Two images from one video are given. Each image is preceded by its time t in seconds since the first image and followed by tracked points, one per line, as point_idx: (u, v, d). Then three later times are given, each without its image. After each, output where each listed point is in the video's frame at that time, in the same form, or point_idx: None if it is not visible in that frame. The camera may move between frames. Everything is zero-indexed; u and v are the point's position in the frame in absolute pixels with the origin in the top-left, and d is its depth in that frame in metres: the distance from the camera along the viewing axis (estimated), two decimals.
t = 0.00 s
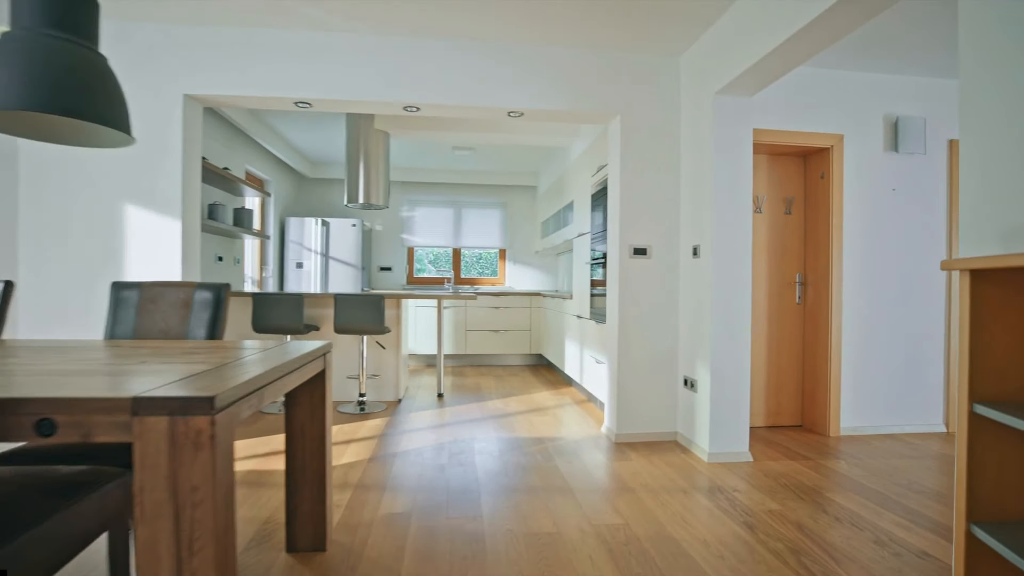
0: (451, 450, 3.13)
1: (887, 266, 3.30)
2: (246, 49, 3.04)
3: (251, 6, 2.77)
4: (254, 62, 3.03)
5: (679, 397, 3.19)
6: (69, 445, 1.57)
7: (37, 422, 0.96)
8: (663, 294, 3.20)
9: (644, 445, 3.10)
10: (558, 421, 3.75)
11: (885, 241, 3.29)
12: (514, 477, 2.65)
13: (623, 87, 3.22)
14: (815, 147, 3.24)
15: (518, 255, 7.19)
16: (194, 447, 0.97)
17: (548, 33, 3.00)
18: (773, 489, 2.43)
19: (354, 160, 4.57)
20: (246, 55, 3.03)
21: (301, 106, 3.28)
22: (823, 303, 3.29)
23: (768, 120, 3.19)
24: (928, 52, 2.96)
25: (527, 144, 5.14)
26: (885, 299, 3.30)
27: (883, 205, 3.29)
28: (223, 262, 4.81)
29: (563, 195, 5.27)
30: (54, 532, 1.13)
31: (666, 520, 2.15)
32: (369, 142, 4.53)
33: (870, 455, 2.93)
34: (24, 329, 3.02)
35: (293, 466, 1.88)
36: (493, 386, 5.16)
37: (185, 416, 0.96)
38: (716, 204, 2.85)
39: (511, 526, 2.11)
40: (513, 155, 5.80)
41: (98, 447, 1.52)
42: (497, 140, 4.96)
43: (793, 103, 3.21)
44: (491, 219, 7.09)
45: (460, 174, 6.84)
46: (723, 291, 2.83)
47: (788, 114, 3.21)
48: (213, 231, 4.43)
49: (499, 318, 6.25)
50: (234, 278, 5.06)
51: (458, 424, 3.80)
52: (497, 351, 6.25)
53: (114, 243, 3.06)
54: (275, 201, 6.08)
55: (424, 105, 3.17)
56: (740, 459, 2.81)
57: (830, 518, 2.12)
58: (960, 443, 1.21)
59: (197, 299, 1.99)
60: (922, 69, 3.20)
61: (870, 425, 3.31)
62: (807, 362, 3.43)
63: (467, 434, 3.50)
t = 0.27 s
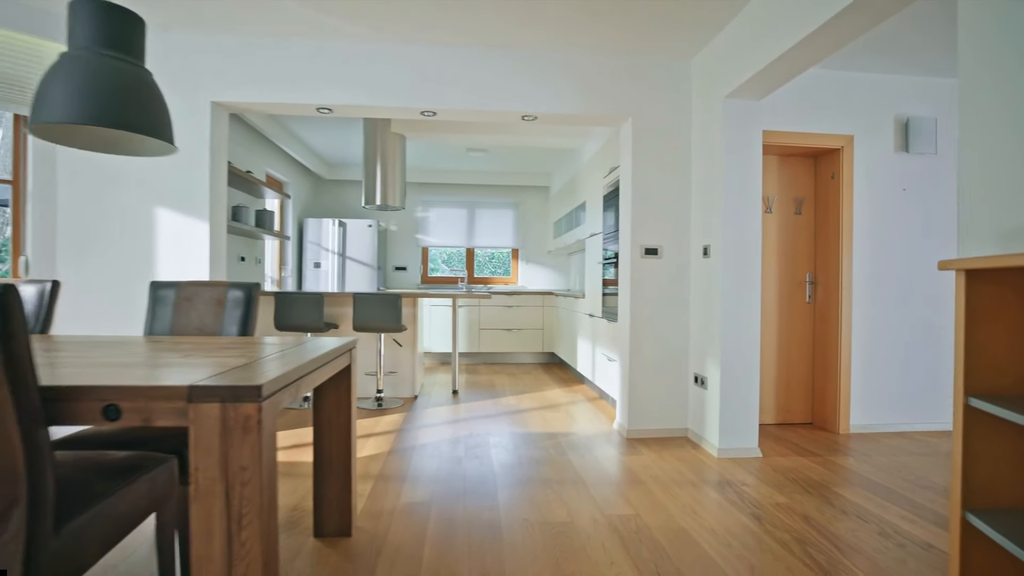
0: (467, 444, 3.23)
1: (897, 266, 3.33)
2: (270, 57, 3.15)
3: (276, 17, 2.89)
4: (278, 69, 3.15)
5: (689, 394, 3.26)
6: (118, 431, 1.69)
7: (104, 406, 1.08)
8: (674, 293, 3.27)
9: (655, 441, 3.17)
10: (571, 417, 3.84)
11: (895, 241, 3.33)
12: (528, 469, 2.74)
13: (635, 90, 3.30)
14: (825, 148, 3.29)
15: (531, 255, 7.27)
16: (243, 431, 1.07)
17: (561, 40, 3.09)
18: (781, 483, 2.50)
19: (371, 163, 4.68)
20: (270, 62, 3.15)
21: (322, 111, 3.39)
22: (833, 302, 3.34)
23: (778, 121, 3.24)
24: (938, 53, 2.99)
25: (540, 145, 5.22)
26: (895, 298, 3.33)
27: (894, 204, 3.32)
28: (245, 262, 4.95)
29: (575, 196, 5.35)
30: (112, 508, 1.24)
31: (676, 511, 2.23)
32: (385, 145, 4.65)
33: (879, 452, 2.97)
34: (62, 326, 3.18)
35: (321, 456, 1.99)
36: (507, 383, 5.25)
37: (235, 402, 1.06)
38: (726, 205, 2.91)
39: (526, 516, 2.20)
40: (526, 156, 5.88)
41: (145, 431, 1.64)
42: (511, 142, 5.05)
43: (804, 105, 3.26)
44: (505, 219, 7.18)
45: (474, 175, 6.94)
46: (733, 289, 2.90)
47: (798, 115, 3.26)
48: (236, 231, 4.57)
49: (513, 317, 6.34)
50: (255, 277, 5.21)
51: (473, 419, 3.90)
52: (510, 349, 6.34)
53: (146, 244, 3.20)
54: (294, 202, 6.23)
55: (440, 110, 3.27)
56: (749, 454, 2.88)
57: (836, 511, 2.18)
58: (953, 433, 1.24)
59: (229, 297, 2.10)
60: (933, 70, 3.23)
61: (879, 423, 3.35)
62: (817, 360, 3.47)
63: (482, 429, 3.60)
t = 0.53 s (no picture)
0: (482, 439, 3.32)
1: (907, 265, 3.36)
2: (291, 64, 3.26)
3: (298, 25, 3.00)
4: (299, 75, 3.26)
5: (699, 391, 3.32)
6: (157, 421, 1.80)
7: (155, 395, 1.18)
8: (684, 292, 3.33)
9: (665, 436, 3.24)
10: (583, 413, 3.92)
11: (904, 240, 3.36)
12: (542, 462, 2.83)
13: (645, 93, 3.36)
14: (834, 148, 3.33)
15: (542, 254, 7.35)
16: (282, 418, 1.16)
17: (573, 44, 3.16)
18: (789, 477, 2.55)
19: (386, 164, 4.79)
20: (292, 68, 3.26)
21: (341, 115, 3.50)
22: (843, 300, 3.38)
23: (787, 123, 3.29)
24: (946, 54, 3.02)
25: (551, 146, 5.30)
26: (904, 296, 3.37)
27: (903, 204, 3.36)
28: (265, 261, 5.09)
29: (587, 196, 5.41)
30: (159, 492, 1.34)
31: (685, 503, 2.30)
32: (401, 147, 4.76)
33: (888, 449, 3.02)
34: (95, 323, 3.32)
35: (345, 447, 2.09)
36: (519, 380, 5.34)
37: (275, 391, 1.16)
38: (736, 206, 2.97)
39: (540, 506, 2.28)
40: (538, 157, 5.95)
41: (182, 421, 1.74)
42: (523, 143, 5.13)
43: (813, 106, 3.30)
44: (517, 218, 7.26)
45: (486, 175, 7.03)
46: (742, 288, 2.95)
47: (807, 117, 3.30)
48: (257, 232, 4.71)
49: (525, 315, 6.42)
50: (274, 276, 5.35)
51: (487, 415, 3.99)
52: (522, 347, 6.43)
53: (173, 245, 3.33)
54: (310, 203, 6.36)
55: (455, 113, 3.36)
56: (758, 450, 2.94)
57: (842, 504, 2.24)
58: (950, 426, 1.30)
59: (257, 295, 2.21)
60: (941, 70, 3.25)
61: (889, 420, 3.39)
62: (826, 358, 3.52)
63: (496, 425, 3.68)
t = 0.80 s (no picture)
0: (494, 434, 3.41)
1: (915, 264, 3.39)
2: (310, 71, 3.37)
3: (318, 33, 3.10)
4: (318, 81, 3.37)
5: (708, 388, 3.38)
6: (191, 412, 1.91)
7: (197, 384, 1.28)
8: (693, 291, 3.39)
9: (675, 432, 3.31)
10: (593, 410, 3.99)
11: (913, 240, 3.39)
12: (554, 456, 2.91)
13: (655, 96, 3.43)
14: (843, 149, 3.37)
15: (554, 254, 7.42)
16: (314, 406, 1.26)
17: (585, 48, 3.24)
18: (795, 472, 2.61)
19: (401, 166, 4.89)
20: (311, 74, 3.37)
21: (358, 119, 3.60)
22: (851, 299, 3.42)
23: (795, 124, 3.34)
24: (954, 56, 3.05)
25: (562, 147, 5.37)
26: (913, 295, 3.40)
27: (911, 204, 3.39)
28: (283, 261, 5.22)
29: (598, 196, 5.48)
30: (198, 475, 1.44)
31: (693, 495, 2.37)
32: (415, 149, 4.86)
33: (895, 445, 3.06)
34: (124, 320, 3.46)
35: (365, 438, 2.19)
36: (531, 378, 5.42)
37: (307, 381, 1.26)
38: (744, 206, 3.02)
39: (552, 497, 2.37)
40: (549, 158, 6.03)
41: (214, 411, 1.84)
42: (535, 144, 5.21)
43: (821, 108, 3.35)
44: (528, 218, 7.34)
45: (498, 176, 7.12)
46: (749, 287, 3.01)
47: (816, 118, 3.35)
48: (275, 232, 4.83)
49: (536, 314, 6.50)
50: (291, 275, 5.48)
51: (499, 411, 4.08)
52: (533, 345, 6.51)
53: (196, 245, 3.45)
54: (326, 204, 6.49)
55: (468, 117, 3.45)
56: (766, 446, 2.99)
57: (847, 497, 2.29)
58: (943, 419, 1.37)
59: (281, 294, 2.31)
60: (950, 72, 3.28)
61: (897, 417, 3.42)
62: (834, 356, 3.56)
63: (508, 421, 3.77)
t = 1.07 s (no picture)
0: (506, 430, 3.48)
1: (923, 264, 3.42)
2: (328, 76, 3.47)
3: (336, 39, 3.20)
4: (335, 84, 3.46)
5: (716, 385, 3.43)
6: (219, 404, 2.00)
7: (234, 375, 1.37)
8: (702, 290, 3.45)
9: (683, 429, 3.36)
10: (602, 407, 4.05)
11: (921, 240, 3.43)
12: (565, 451, 2.98)
13: (664, 98, 3.49)
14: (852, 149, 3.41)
15: (564, 253, 7.48)
16: (341, 397, 1.34)
17: (595, 51, 3.30)
18: (802, 468, 2.67)
19: (414, 167, 4.98)
20: (329, 79, 3.47)
21: (373, 122, 3.69)
22: (859, 298, 3.46)
23: (804, 125, 3.38)
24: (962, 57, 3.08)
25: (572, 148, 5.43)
26: (921, 294, 3.43)
27: (919, 204, 3.42)
28: (298, 261, 5.33)
29: (608, 196, 5.53)
30: (231, 462, 1.54)
31: (700, 488, 2.44)
32: (428, 150, 4.95)
33: (902, 443, 3.09)
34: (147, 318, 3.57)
35: (383, 431, 2.27)
36: (541, 376, 5.49)
37: (334, 373, 1.34)
38: (752, 207, 3.07)
39: (563, 489, 2.44)
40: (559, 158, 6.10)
41: (241, 403, 1.93)
42: (546, 145, 5.28)
43: (829, 109, 3.38)
44: (538, 218, 7.41)
45: (509, 176, 7.19)
46: (758, 286, 3.06)
47: (825, 119, 3.38)
48: (291, 232, 4.94)
49: (546, 313, 6.56)
50: (306, 274, 5.59)
51: (511, 408, 4.15)
52: (543, 344, 6.57)
53: (217, 245, 3.55)
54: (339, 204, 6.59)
55: (481, 119, 3.53)
56: (773, 442, 3.04)
57: (852, 492, 2.35)
58: (940, 412, 1.42)
59: (303, 292, 2.40)
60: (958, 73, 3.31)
61: (904, 416, 3.45)
62: (843, 355, 3.59)
63: (519, 417, 3.85)
